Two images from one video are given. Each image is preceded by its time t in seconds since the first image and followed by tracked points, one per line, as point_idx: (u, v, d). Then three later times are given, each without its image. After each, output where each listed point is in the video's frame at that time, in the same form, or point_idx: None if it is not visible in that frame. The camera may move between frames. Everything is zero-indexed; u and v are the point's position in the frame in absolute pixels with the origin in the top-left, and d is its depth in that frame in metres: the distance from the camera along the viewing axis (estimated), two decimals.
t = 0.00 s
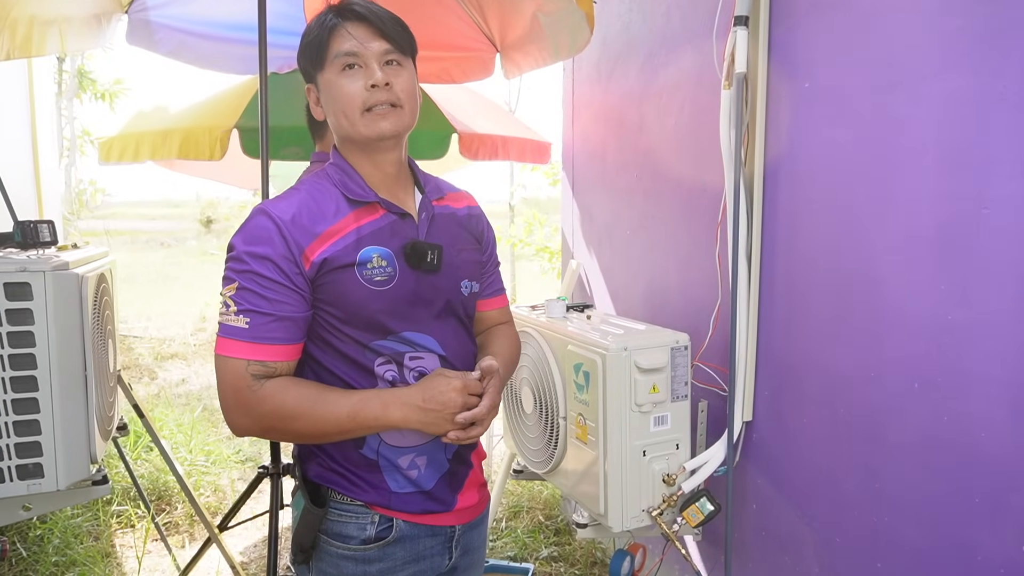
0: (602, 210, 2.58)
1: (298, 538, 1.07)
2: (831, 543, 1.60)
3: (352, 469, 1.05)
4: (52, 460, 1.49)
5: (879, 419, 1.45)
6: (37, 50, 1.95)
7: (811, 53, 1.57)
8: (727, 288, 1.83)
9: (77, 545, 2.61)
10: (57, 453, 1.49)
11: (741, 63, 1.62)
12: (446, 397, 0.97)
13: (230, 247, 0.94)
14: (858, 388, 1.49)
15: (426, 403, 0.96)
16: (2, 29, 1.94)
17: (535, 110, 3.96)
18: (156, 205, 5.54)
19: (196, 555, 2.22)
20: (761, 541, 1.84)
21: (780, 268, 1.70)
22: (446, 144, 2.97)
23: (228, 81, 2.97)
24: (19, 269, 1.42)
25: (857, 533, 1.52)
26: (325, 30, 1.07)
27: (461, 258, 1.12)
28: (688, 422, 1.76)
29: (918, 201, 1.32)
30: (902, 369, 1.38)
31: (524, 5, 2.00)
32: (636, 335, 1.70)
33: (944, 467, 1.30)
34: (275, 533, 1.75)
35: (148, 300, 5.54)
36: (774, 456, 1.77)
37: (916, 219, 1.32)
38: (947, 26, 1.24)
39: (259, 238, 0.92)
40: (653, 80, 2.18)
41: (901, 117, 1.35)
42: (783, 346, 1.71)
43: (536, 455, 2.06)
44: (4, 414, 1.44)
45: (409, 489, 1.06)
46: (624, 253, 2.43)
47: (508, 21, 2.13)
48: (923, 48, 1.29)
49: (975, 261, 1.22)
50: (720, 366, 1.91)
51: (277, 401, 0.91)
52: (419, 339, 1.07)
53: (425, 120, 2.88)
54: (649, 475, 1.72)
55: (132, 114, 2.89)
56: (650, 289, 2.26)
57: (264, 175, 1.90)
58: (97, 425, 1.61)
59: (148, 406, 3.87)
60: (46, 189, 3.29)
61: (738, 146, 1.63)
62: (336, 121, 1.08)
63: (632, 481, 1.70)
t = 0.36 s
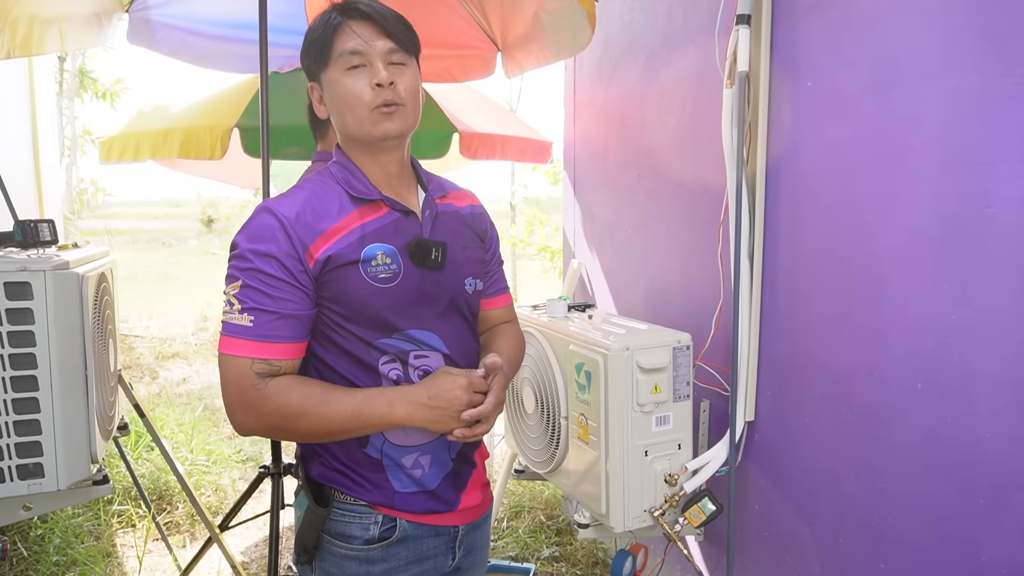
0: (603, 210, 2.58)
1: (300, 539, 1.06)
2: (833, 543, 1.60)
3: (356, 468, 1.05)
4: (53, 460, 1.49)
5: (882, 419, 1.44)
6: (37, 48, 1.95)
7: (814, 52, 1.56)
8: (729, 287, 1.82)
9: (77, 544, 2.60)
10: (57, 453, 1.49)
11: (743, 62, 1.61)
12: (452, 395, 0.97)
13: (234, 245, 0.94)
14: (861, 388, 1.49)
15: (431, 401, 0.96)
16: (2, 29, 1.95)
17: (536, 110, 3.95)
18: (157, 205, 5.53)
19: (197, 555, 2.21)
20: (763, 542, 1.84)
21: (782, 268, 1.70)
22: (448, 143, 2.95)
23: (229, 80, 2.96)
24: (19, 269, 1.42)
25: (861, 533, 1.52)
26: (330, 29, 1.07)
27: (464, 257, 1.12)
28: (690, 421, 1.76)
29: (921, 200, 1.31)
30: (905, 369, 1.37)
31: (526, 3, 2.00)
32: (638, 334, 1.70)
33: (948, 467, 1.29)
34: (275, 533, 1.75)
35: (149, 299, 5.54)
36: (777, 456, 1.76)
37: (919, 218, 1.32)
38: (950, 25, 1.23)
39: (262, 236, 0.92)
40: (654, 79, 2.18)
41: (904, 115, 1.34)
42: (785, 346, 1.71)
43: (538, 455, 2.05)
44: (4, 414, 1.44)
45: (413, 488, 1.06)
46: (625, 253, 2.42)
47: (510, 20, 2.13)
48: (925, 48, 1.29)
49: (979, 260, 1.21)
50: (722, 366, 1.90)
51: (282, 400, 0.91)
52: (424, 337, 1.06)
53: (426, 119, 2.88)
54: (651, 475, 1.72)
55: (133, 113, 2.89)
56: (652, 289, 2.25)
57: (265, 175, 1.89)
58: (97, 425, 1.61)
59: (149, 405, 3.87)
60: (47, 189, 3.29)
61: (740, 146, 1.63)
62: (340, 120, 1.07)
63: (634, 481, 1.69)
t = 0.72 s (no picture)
0: (605, 211, 2.58)
1: (304, 541, 1.06)
2: (835, 545, 1.60)
3: (359, 471, 1.05)
4: (56, 462, 1.49)
5: (884, 421, 1.44)
6: (40, 50, 1.96)
7: (816, 54, 1.56)
8: (731, 290, 1.82)
9: (80, 545, 2.61)
10: (61, 455, 1.49)
11: (745, 64, 1.61)
12: (445, 382, 0.87)
13: (238, 249, 0.94)
14: (863, 390, 1.49)
15: (423, 391, 0.88)
16: (5, 30, 1.94)
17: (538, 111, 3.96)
18: (159, 205, 5.53)
19: (200, 556, 2.22)
20: (766, 544, 1.84)
21: (784, 269, 1.70)
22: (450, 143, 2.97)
23: (231, 81, 2.97)
24: (23, 271, 1.43)
25: (862, 535, 1.52)
26: (343, 27, 1.07)
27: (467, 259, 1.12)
28: (692, 423, 1.76)
29: (924, 202, 1.31)
30: (908, 371, 1.37)
31: (527, 5, 2.01)
32: (640, 336, 1.70)
33: (950, 470, 1.29)
34: (278, 534, 1.75)
35: (151, 299, 5.54)
36: (779, 458, 1.76)
37: (922, 221, 1.32)
38: (953, 28, 1.23)
39: (266, 239, 0.92)
40: (656, 80, 2.18)
41: (907, 118, 1.34)
42: (787, 348, 1.71)
43: (540, 456, 2.05)
44: (8, 416, 1.44)
45: (416, 491, 1.06)
46: (627, 254, 2.42)
47: (511, 22, 2.13)
48: (927, 51, 1.29)
49: (980, 263, 1.21)
50: (724, 367, 1.90)
51: (280, 398, 0.90)
52: (428, 340, 1.07)
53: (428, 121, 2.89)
54: (653, 477, 1.72)
55: (135, 115, 2.89)
56: (654, 290, 2.25)
57: (268, 176, 1.90)
58: (101, 426, 1.61)
59: (151, 406, 3.88)
60: (49, 190, 3.29)
61: (742, 147, 1.63)
62: (347, 118, 1.07)
63: (636, 482, 1.70)
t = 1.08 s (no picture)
0: (608, 214, 2.59)
1: (310, 546, 1.07)
2: (837, 547, 1.61)
3: (364, 477, 1.06)
4: (63, 465, 1.50)
5: (886, 425, 1.45)
6: (45, 53, 1.98)
7: (818, 58, 1.57)
8: (734, 293, 1.83)
9: (85, 546, 2.62)
10: (68, 458, 1.50)
11: (748, 68, 1.62)
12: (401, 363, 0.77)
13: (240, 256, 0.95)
14: (866, 393, 1.50)
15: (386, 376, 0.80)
16: (11, 33, 1.95)
17: (540, 113, 3.97)
18: (161, 206, 5.54)
19: (204, 557, 2.22)
20: (768, 546, 1.85)
21: (786, 273, 1.71)
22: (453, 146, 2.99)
23: (234, 84, 2.98)
24: (30, 275, 1.43)
25: (865, 538, 1.52)
26: (351, 35, 1.08)
27: (471, 264, 1.13)
28: (695, 426, 1.77)
29: (926, 207, 1.32)
30: (910, 374, 1.38)
31: (531, 8, 2.01)
32: (643, 340, 1.70)
33: (953, 473, 1.30)
34: (282, 536, 1.76)
35: (153, 300, 5.56)
36: (781, 461, 1.77)
37: (925, 225, 1.32)
38: (954, 34, 1.24)
39: (267, 244, 0.93)
40: (659, 83, 2.18)
41: (909, 123, 1.35)
42: (790, 351, 1.71)
43: (543, 459, 2.06)
44: (16, 419, 1.45)
45: (421, 496, 1.07)
46: (630, 257, 2.43)
47: (514, 25, 2.14)
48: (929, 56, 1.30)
49: (983, 267, 1.22)
50: (726, 370, 1.91)
51: (264, 393, 0.87)
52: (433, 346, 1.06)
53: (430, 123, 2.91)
54: (655, 479, 1.73)
55: (139, 117, 2.90)
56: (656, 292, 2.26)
57: (273, 179, 1.90)
58: (107, 429, 1.62)
59: (154, 407, 3.89)
60: (53, 192, 3.30)
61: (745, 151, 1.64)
62: (354, 127, 1.08)
63: (638, 485, 1.70)
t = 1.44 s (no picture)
0: (611, 216, 2.60)
1: (316, 549, 1.08)
2: (839, 550, 1.61)
3: (370, 481, 1.07)
4: (72, 467, 1.51)
5: (888, 429, 1.46)
6: (52, 58, 2.00)
7: (821, 63, 1.57)
8: (736, 296, 1.84)
9: (90, 547, 2.64)
10: (76, 460, 1.52)
11: (751, 72, 1.62)
12: (468, 398, 0.98)
13: (252, 263, 0.96)
14: (868, 397, 1.50)
15: (450, 407, 0.98)
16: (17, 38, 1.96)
17: (543, 114, 3.98)
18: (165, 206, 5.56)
19: (209, 558, 2.24)
20: (771, 548, 1.85)
21: (789, 277, 1.71)
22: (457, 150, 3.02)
23: (239, 87, 3.00)
24: (39, 279, 1.45)
25: (867, 541, 1.53)
26: (342, 44, 1.09)
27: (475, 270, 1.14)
28: (698, 428, 1.78)
29: (929, 212, 1.32)
30: (912, 378, 1.38)
31: (534, 12, 2.02)
32: (645, 342, 1.71)
33: (955, 476, 1.31)
34: (287, 537, 1.77)
35: (158, 300, 5.59)
36: (783, 463, 1.78)
37: (927, 230, 1.33)
38: (955, 39, 1.25)
39: (279, 253, 0.93)
40: (662, 86, 2.19)
41: (911, 128, 1.35)
42: (792, 354, 1.72)
43: (546, 460, 2.07)
44: (25, 422, 1.47)
45: (426, 500, 1.08)
46: (633, 259, 2.44)
47: (518, 28, 2.15)
48: (931, 61, 1.30)
49: (985, 272, 1.22)
50: (729, 373, 1.92)
51: (308, 415, 0.93)
52: (437, 350, 1.09)
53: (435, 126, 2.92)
54: (658, 481, 1.74)
55: (145, 120, 2.92)
56: (659, 295, 2.27)
57: (278, 182, 1.91)
58: (115, 431, 1.64)
59: (159, 407, 3.90)
60: (59, 194, 3.32)
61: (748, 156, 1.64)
62: (353, 133, 1.09)
63: (641, 487, 1.71)
